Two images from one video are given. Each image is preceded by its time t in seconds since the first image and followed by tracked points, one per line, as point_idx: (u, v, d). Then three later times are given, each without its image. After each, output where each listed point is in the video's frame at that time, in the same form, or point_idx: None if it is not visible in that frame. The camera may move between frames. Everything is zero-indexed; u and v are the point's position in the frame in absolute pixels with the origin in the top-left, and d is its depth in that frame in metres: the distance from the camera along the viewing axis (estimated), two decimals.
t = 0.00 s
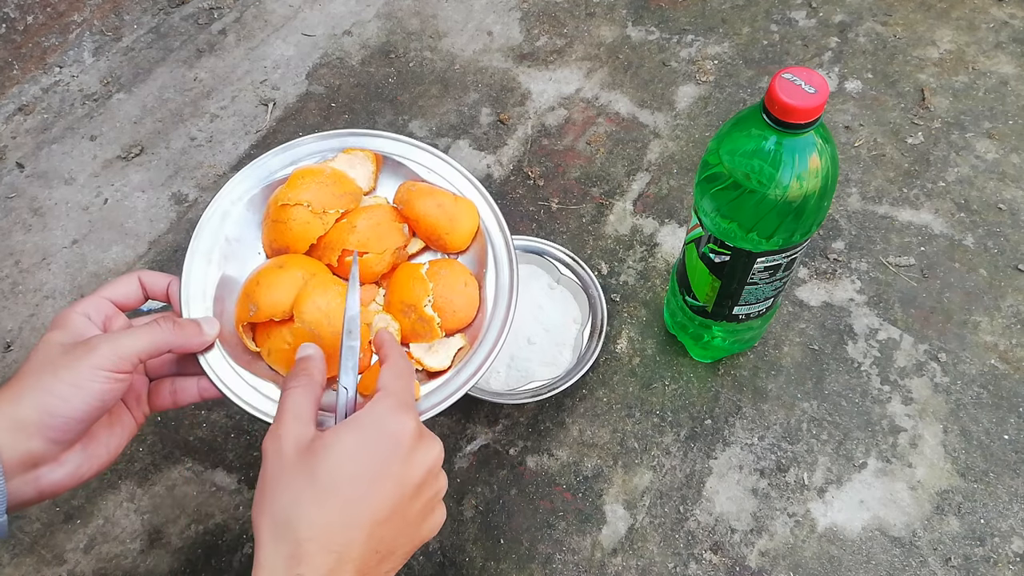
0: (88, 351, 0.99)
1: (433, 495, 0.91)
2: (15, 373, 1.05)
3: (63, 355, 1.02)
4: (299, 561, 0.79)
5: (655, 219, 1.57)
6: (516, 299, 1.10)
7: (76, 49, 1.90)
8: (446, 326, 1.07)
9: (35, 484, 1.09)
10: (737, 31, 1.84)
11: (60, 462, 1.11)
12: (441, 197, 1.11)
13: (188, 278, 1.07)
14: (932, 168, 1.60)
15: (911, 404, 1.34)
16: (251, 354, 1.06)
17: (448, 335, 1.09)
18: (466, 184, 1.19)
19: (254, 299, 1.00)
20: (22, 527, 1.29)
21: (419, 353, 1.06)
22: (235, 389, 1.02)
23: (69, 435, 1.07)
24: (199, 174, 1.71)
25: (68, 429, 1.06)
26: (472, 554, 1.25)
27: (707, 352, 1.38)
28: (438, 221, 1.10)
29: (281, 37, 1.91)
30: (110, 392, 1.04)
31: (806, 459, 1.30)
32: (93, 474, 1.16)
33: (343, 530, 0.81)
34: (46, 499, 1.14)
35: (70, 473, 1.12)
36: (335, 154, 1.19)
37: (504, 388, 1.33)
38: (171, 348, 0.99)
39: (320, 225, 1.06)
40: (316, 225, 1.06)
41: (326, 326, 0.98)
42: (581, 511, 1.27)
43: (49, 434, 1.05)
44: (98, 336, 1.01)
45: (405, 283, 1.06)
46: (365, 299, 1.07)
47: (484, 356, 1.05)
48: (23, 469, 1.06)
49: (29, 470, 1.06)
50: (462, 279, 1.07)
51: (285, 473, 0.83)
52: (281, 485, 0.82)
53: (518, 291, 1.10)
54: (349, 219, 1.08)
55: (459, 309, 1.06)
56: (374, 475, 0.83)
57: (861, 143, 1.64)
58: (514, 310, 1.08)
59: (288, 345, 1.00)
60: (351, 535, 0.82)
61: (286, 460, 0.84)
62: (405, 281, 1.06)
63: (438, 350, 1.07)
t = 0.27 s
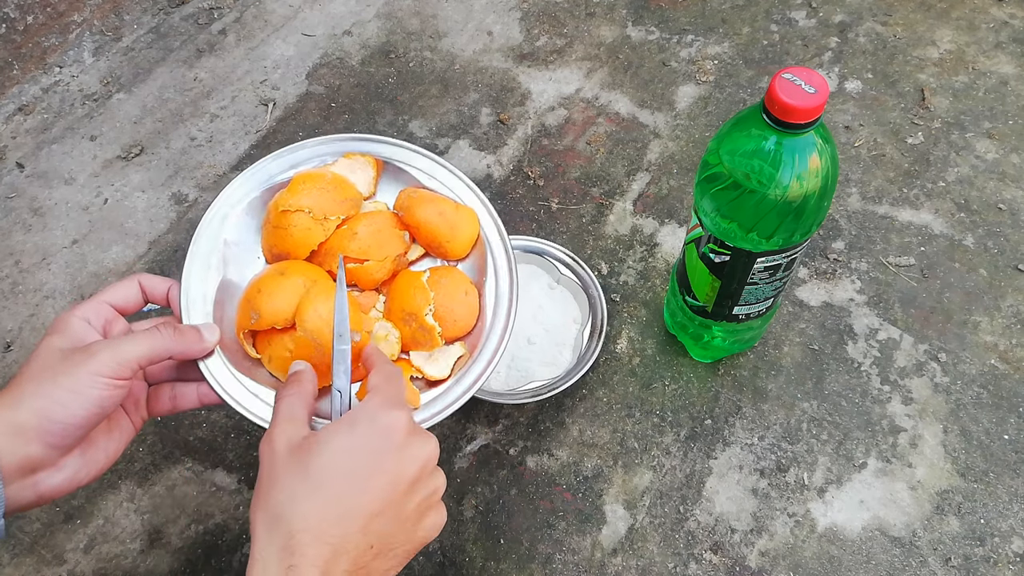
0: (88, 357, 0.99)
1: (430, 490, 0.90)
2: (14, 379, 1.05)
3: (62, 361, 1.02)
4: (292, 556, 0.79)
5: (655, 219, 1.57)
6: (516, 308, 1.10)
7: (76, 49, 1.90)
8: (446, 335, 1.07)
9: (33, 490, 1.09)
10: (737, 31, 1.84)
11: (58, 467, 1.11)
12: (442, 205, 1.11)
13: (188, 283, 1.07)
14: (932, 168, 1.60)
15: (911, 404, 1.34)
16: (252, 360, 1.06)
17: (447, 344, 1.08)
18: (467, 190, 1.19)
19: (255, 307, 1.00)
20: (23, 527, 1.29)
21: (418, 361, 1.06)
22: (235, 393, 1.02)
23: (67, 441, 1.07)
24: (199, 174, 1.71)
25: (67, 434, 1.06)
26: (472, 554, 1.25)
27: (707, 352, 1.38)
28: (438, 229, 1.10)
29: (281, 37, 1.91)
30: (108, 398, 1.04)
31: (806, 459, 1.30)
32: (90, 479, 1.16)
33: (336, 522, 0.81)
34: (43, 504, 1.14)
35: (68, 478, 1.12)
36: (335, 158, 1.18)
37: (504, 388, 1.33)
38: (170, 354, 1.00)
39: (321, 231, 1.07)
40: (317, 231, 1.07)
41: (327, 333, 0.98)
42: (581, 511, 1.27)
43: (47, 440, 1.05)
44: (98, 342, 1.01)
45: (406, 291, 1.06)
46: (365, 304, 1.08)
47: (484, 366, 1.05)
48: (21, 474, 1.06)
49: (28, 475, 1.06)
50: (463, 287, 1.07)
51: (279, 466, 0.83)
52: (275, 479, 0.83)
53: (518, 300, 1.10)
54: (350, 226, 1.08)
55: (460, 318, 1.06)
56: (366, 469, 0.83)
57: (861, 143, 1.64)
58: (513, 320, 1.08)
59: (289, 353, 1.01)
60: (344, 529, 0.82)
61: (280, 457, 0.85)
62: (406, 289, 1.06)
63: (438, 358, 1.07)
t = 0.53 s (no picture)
0: (84, 356, 0.99)
1: (421, 493, 0.90)
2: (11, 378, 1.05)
3: (59, 360, 1.02)
4: (281, 556, 0.79)
5: (655, 219, 1.57)
6: (510, 305, 1.10)
7: (76, 49, 1.90)
8: (440, 332, 1.06)
9: (31, 489, 1.09)
10: (737, 31, 1.84)
11: (56, 466, 1.11)
12: (436, 205, 1.10)
13: (184, 285, 1.07)
14: (932, 168, 1.60)
15: (911, 404, 1.34)
16: (247, 359, 1.06)
17: (442, 341, 1.08)
18: (461, 191, 1.19)
19: (249, 304, 1.00)
20: (23, 527, 1.29)
21: (412, 358, 1.05)
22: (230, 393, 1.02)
23: (64, 439, 1.07)
24: (199, 174, 1.71)
25: (64, 433, 1.06)
26: (472, 554, 1.25)
27: (707, 352, 1.38)
28: (432, 227, 1.10)
29: (281, 37, 1.91)
30: (105, 396, 1.04)
31: (806, 459, 1.30)
32: (88, 478, 1.16)
33: (326, 524, 0.81)
34: (42, 503, 1.14)
35: (65, 477, 1.12)
36: (330, 162, 1.18)
37: (504, 388, 1.33)
38: (166, 353, 1.00)
39: (316, 231, 1.07)
40: (311, 232, 1.06)
41: (321, 330, 0.98)
42: (581, 511, 1.27)
43: (44, 438, 1.05)
44: (94, 341, 1.01)
45: (400, 289, 1.06)
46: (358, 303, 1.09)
47: (478, 362, 1.06)
48: (19, 473, 1.06)
49: (25, 474, 1.07)
50: (456, 285, 1.07)
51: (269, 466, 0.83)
52: (265, 479, 0.83)
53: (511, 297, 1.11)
54: (345, 226, 1.08)
55: (453, 314, 1.06)
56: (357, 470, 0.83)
57: (861, 143, 1.64)
58: (507, 317, 1.09)
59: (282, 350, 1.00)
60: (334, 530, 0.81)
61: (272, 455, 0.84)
62: (400, 287, 1.06)
63: (432, 355, 1.06)
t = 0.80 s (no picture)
0: (84, 351, 0.99)
1: (394, 502, 0.91)
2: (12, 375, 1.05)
3: (59, 356, 1.02)
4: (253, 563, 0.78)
5: (655, 219, 1.57)
6: (509, 299, 1.10)
7: (76, 49, 1.90)
8: (439, 326, 1.06)
9: (33, 485, 1.09)
10: (737, 31, 1.84)
11: (57, 463, 1.11)
12: (433, 199, 1.11)
13: (184, 283, 1.07)
14: (932, 168, 1.60)
15: (911, 404, 1.34)
16: (246, 354, 1.06)
17: (441, 335, 1.08)
18: (459, 186, 1.19)
19: (249, 299, 0.99)
20: (22, 527, 1.29)
21: (412, 352, 1.06)
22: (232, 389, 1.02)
23: (66, 435, 1.07)
24: (199, 174, 1.71)
25: (65, 428, 1.06)
26: (472, 554, 1.25)
27: (707, 352, 1.38)
28: (430, 222, 1.10)
29: (281, 37, 1.91)
30: (105, 392, 1.03)
31: (806, 459, 1.30)
32: (90, 475, 1.16)
33: (301, 536, 0.80)
34: (44, 500, 1.14)
35: (67, 473, 1.12)
36: (328, 158, 1.18)
37: (504, 388, 1.33)
38: (166, 348, 0.99)
39: (314, 227, 1.06)
40: (310, 227, 1.06)
41: (320, 325, 0.97)
42: (581, 511, 1.27)
43: (46, 434, 1.05)
44: (94, 338, 1.01)
45: (398, 282, 1.05)
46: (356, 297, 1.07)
47: (478, 354, 1.06)
48: (21, 470, 1.06)
49: (27, 470, 1.06)
50: (455, 278, 1.07)
51: (243, 473, 0.82)
52: (238, 486, 0.81)
53: (509, 291, 1.11)
54: (343, 221, 1.08)
55: (452, 308, 1.06)
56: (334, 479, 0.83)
57: (861, 143, 1.64)
58: (506, 310, 1.09)
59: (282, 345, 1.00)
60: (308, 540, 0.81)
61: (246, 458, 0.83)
62: (398, 281, 1.05)
63: (432, 349, 1.07)
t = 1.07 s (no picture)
0: (82, 350, 0.99)
1: (375, 501, 0.93)
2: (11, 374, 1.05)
3: (57, 355, 1.02)
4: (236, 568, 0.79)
5: (655, 219, 1.57)
6: (506, 293, 1.10)
7: (76, 49, 1.90)
8: (436, 322, 1.06)
9: (33, 484, 1.09)
10: (737, 31, 1.84)
11: (57, 461, 1.11)
12: (429, 196, 1.11)
13: (181, 280, 1.07)
14: (932, 168, 1.60)
15: (911, 404, 1.34)
16: (245, 352, 1.06)
17: (439, 330, 1.08)
18: (456, 183, 1.19)
19: (246, 297, 0.99)
20: (23, 527, 1.29)
21: (410, 348, 1.06)
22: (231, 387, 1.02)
23: (64, 433, 1.07)
24: (199, 174, 1.71)
25: (64, 426, 1.06)
26: (472, 554, 1.25)
27: (707, 352, 1.38)
28: (427, 218, 1.10)
29: (281, 37, 1.90)
30: (104, 390, 1.03)
31: (806, 459, 1.30)
32: (89, 474, 1.16)
33: (285, 541, 0.81)
34: (44, 499, 1.14)
35: (67, 472, 1.12)
36: (324, 156, 1.18)
37: (504, 388, 1.33)
38: (164, 346, 0.99)
39: (311, 224, 1.06)
40: (307, 225, 1.06)
41: (318, 322, 0.98)
42: (581, 511, 1.27)
43: (45, 432, 1.05)
44: (92, 336, 1.01)
45: (395, 278, 1.05)
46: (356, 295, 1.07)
47: (476, 349, 1.06)
48: (20, 468, 1.06)
49: (26, 469, 1.07)
50: (453, 274, 1.07)
51: (226, 478, 0.81)
52: (221, 491, 0.81)
53: (507, 286, 1.11)
54: (340, 218, 1.08)
55: (450, 303, 1.06)
56: (319, 484, 0.83)
57: (861, 143, 1.64)
58: (503, 305, 1.09)
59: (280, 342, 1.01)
60: (292, 544, 0.82)
61: (229, 462, 0.82)
62: (396, 277, 1.05)
63: (429, 344, 1.07)
